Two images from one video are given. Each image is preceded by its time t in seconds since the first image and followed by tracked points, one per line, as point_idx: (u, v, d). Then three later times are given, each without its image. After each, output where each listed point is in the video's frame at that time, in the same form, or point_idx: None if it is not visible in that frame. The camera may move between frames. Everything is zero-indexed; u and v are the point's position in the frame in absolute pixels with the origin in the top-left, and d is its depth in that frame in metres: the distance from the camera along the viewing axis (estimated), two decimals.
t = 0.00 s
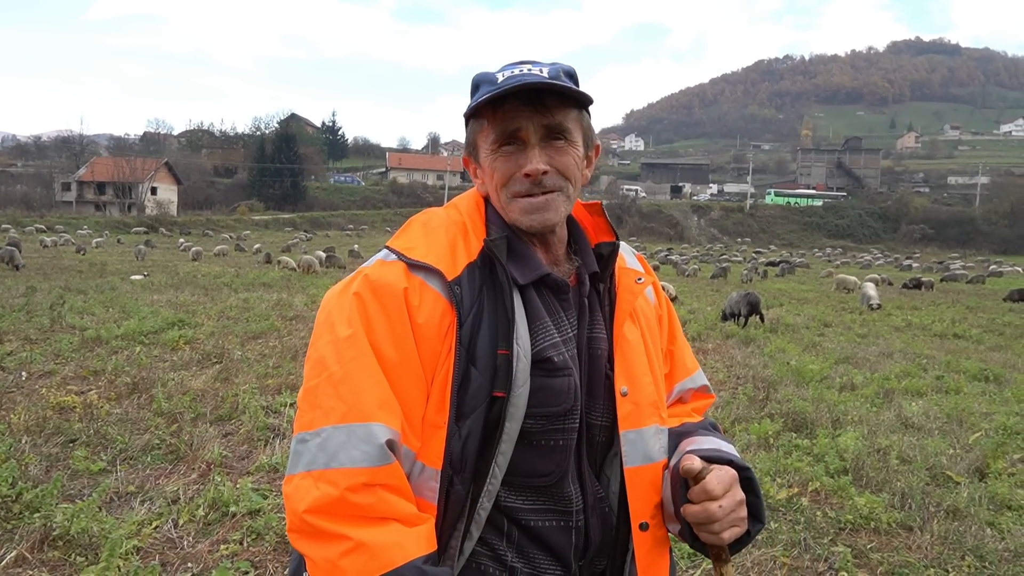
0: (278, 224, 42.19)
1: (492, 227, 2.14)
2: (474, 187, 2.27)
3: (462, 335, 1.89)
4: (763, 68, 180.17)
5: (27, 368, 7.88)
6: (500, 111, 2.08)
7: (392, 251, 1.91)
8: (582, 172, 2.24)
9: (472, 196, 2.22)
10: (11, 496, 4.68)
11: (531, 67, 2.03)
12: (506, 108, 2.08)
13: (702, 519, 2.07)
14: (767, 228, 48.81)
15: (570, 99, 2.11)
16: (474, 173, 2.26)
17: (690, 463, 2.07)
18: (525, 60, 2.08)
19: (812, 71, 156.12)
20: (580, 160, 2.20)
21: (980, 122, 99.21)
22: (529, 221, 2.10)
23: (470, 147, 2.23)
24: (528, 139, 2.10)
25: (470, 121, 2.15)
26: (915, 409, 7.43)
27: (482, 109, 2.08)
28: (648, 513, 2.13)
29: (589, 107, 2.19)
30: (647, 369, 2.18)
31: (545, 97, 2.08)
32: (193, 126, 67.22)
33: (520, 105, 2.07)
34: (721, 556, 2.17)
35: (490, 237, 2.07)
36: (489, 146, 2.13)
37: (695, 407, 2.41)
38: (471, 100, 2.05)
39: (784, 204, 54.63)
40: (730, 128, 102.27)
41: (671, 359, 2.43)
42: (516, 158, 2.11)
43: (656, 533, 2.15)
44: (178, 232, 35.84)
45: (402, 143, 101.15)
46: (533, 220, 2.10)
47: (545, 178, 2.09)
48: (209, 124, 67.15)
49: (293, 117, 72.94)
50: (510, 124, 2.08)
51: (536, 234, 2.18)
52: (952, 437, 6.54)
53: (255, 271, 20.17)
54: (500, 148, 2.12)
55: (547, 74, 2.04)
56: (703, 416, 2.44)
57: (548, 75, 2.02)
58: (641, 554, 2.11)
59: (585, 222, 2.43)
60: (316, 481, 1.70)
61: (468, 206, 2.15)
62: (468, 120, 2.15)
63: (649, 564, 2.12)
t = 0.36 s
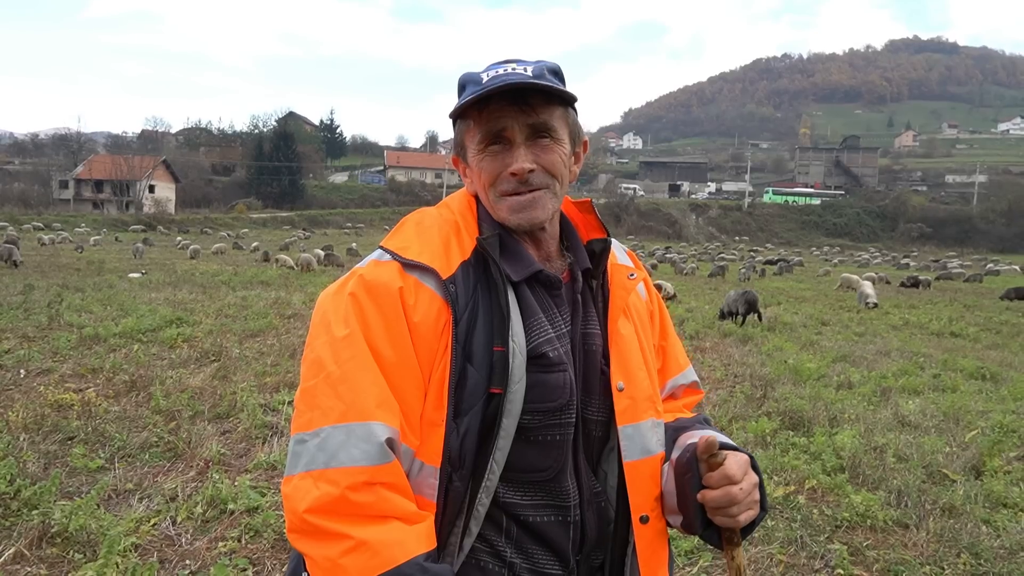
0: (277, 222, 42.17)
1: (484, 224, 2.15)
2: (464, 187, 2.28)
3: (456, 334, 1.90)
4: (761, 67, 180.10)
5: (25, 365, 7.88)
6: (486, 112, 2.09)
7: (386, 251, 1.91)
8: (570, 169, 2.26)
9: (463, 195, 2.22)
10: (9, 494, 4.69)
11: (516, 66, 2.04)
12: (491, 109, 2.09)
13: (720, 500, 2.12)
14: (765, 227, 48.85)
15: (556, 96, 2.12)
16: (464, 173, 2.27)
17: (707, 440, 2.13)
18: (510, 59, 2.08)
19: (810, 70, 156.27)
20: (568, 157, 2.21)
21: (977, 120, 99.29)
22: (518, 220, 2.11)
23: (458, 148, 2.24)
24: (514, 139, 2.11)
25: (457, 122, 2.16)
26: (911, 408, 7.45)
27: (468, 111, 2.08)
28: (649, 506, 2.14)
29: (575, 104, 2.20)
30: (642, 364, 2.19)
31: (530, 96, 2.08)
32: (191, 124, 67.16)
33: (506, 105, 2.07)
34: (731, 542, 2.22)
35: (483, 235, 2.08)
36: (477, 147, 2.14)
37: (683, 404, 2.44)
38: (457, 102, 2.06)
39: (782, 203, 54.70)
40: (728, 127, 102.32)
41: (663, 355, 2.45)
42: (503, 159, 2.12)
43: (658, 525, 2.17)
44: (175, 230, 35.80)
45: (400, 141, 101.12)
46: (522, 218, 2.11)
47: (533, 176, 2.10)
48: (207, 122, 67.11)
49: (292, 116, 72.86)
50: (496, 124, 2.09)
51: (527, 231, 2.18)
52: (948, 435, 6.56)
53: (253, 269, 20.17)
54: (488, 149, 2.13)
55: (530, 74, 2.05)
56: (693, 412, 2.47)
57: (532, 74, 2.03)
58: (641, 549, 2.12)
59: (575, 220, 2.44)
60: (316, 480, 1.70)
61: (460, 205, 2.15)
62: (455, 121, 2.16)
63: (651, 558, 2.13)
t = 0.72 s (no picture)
0: (279, 224, 42.20)
1: (478, 230, 2.16)
2: (458, 193, 2.29)
3: (451, 340, 1.91)
4: (764, 71, 180.25)
5: (26, 365, 7.89)
6: (478, 122, 2.10)
7: (382, 257, 1.92)
8: (563, 175, 2.27)
9: (459, 200, 2.24)
10: (9, 493, 4.70)
11: (505, 75, 2.05)
12: (482, 118, 2.09)
13: (765, 482, 2.14)
14: (766, 231, 48.84)
15: (547, 106, 2.13)
16: (458, 180, 2.28)
17: (735, 433, 2.18)
18: (499, 67, 2.10)
19: (812, 74, 156.28)
20: (561, 164, 2.22)
21: (980, 126, 99.26)
22: (510, 229, 2.12)
23: (451, 156, 2.25)
24: (505, 150, 2.12)
25: (447, 132, 2.18)
26: (912, 413, 7.44)
27: (459, 120, 2.09)
28: (649, 509, 2.15)
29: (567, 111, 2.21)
30: (641, 368, 2.20)
31: (521, 106, 2.09)
32: (194, 125, 67.28)
33: (498, 115, 2.08)
34: (754, 529, 2.25)
35: (477, 242, 2.10)
36: (468, 157, 2.15)
37: (677, 406, 2.46)
38: (449, 111, 2.07)
39: (784, 207, 54.69)
40: (730, 131, 102.33)
41: (659, 358, 2.45)
42: (495, 168, 2.13)
43: (660, 526, 2.18)
44: (177, 231, 35.84)
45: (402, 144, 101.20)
46: (514, 228, 2.12)
47: (525, 185, 2.11)
48: (209, 124, 67.23)
49: (294, 117, 72.96)
50: (487, 135, 2.09)
51: (522, 238, 2.20)
52: (948, 441, 6.55)
53: (255, 270, 20.21)
54: (479, 159, 2.14)
55: (521, 80, 2.06)
56: (684, 413, 2.49)
57: (520, 82, 2.03)
58: (639, 551, 2.13)
59: (571, 223, 2.46)
60: (310, 485, 1.71)
61: (456, 210, 2.16)
62: (447, 130, 2.17)
63: (649, 561, 2.14)
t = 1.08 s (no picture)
0: (281, 223, 42.24)
1: (478, 231, 2.16)
2: (460, 192, 2.29)
3: (449, 341, 1.91)
4: (766, 69, 179.98)
5: (29, 364, 7.90)
6: (480, 120, 2.10)
7: (380, 257, 1.92)
8: (565, 176, 2.27)
9: (459, 200, 2.24)
10: (11, 492, 4.72)
11: (510, 73, 2.04)
12: (484, 117, 2.10)
13: (763, 479, 2.10)
14: (768, 230, 48.76)
15: (550, 105, 2.13)
16: (459, 178, 2.27)
17: (729, 433, 2.17)
18: (505, 65, 2.09)
19: (814, 73, 156.05)
20: (563, 164, 2.22)
21: (983, 124, 98.97)
22: (511, 228, 2.12)
23: (454, 152, 2.25)
24: (508, 147, 2.11)
25: (451, 128, 2.17)
26: (913, 412, 7.43)
27: (462, 118, 2.09)
28: (642, 511, 2.15)
29: (570, 112, 2.21)
30: (638, 371, 2.21)
31: (525, 105, 2.09)
32: (196, 125, 67.35)
33: (501, 114, 2.08)
34: (750, 531, 2.25)
35: (477, 242, 2.10)
36: (470, 154, 2.15)
37: (675, 408, 2.45)
38: (452, 107, 2.07)
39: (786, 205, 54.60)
40: (733, 130, 102.18)
41: (659, 360, 2.45)
42: (497, 165, 2.12)
43: (653, 528, 2.18)
44: (180, 231, 35.88)
45: (404, 143, 101.24)
46: (515, 227, 2.12)
47: (526, 185, 2.12)
48: (212, 123, 67.33)
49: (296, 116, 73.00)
50: (489, 133, 2.10)
51: (521, 238, 2.20)
52: (950, 440, 6.54)
53: (258, 269, 20.22)
54: (481, 157, 2.14)
55: (525, 79, 2.06)
56: (683, 415, 2.49)
57: (525, 82, 2.03)
58: (632, 554, 2.13)
59: (572, 223, 2.45)
60: (303, 484, 1.72)
61: (455, 209, 2.17)
62: (449, 127, 2.17)
63: (641, 564, 2.14)
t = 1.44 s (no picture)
0: (285, 222, 42.30)
1: (483, 229, 2.16)
2: (464, 190, 2.30)
3: (452, 338, 1.91)
4: (770, 67, 179.56)
5: (35, 365, 7.93)
6: (488, 116, 2.11)
7: (385, 255, 1.93)
8: (571, 174, 2.26)
9: (463, 198, 2.24)
10: (18, 491, 4.74)
11: (518, 69, 2.05)
12: (493, 112, 2.10)
13: (766, 477, 2.12)
14: (773, 227, 48.65)
15: (558, 101, 2.14)
16: (464, 175, 2.28)
17: (732, 430, 2.18)
18: (512, 63, 2.10)
19: (819, 69, 155.56)
20: (569, 160, 2.22)
21: (988, 119, 98.52)
22: (520, 221, 2.12)
23: (460, 150, 2.25)
24: (515, 142, 2.12)
25: (457, 126, 2.19)
26: (918, 408, 7.41)
27: (469, 113, 2.10)
28: (644, 511, 2.15)
29: (576, 107, 2.21)
30: (641, 369, 2.21)
31: (532, 101, 2.10)
32: (200, 125, 67.46)
33: (509, 109, 2.09)
34: (753, 529, 2.25)
35: (482, 239, 2.09)
36: (478, 150, 2.15)
37: (678, 408, 2.46)
38: (461, 103, 2.08)
39: (790, 202, 54.48)
40: (736, 126, 101.90)
41: (662, 360, 2.45)
42: (505, 158, 2.13)
43: (656, 527, 2.18)
44: (185, 230, 35.96)
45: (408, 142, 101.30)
46: (523, 221, 2.12)
47: (533, 180, 2.12)
48: (216, 123, 67.44)
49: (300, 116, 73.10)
50: (497, 127, 2.10)
51: (527, 235, 2.19)
52: (955, 437, 6.52)
53: (262, 269, 20.27)
54: (488, 151, 2.14)
55: (532, 75, 2.07)
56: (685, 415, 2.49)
57: (532, 77, 2.04)
58: (634, 555, 2.13)
59: (576, 222, 2.45)
60: (306, 481, 1.72)
61: (461, 208, 2.16)
62: (456, 124, 2.18)
63: (644, 563, 2.14)
